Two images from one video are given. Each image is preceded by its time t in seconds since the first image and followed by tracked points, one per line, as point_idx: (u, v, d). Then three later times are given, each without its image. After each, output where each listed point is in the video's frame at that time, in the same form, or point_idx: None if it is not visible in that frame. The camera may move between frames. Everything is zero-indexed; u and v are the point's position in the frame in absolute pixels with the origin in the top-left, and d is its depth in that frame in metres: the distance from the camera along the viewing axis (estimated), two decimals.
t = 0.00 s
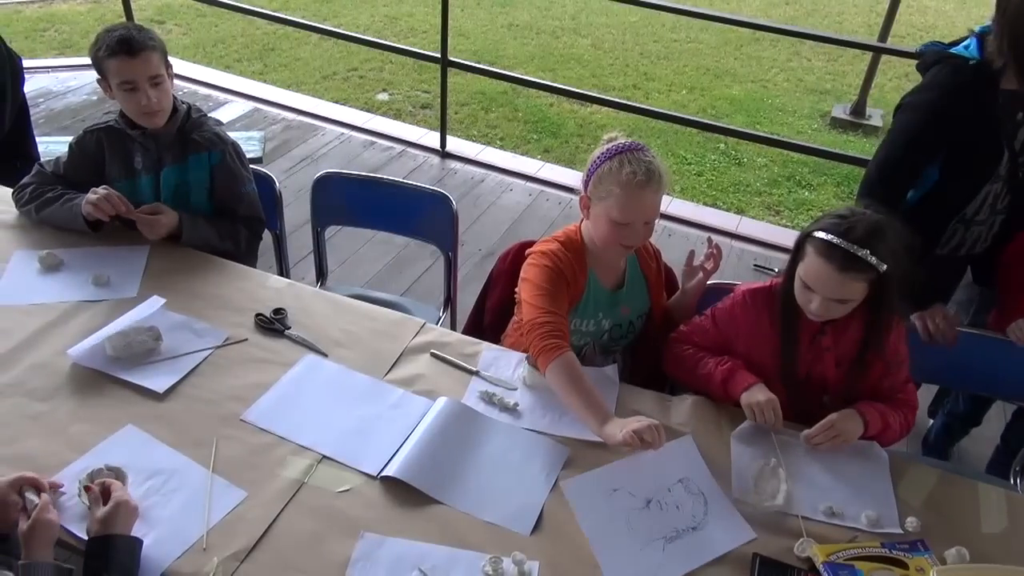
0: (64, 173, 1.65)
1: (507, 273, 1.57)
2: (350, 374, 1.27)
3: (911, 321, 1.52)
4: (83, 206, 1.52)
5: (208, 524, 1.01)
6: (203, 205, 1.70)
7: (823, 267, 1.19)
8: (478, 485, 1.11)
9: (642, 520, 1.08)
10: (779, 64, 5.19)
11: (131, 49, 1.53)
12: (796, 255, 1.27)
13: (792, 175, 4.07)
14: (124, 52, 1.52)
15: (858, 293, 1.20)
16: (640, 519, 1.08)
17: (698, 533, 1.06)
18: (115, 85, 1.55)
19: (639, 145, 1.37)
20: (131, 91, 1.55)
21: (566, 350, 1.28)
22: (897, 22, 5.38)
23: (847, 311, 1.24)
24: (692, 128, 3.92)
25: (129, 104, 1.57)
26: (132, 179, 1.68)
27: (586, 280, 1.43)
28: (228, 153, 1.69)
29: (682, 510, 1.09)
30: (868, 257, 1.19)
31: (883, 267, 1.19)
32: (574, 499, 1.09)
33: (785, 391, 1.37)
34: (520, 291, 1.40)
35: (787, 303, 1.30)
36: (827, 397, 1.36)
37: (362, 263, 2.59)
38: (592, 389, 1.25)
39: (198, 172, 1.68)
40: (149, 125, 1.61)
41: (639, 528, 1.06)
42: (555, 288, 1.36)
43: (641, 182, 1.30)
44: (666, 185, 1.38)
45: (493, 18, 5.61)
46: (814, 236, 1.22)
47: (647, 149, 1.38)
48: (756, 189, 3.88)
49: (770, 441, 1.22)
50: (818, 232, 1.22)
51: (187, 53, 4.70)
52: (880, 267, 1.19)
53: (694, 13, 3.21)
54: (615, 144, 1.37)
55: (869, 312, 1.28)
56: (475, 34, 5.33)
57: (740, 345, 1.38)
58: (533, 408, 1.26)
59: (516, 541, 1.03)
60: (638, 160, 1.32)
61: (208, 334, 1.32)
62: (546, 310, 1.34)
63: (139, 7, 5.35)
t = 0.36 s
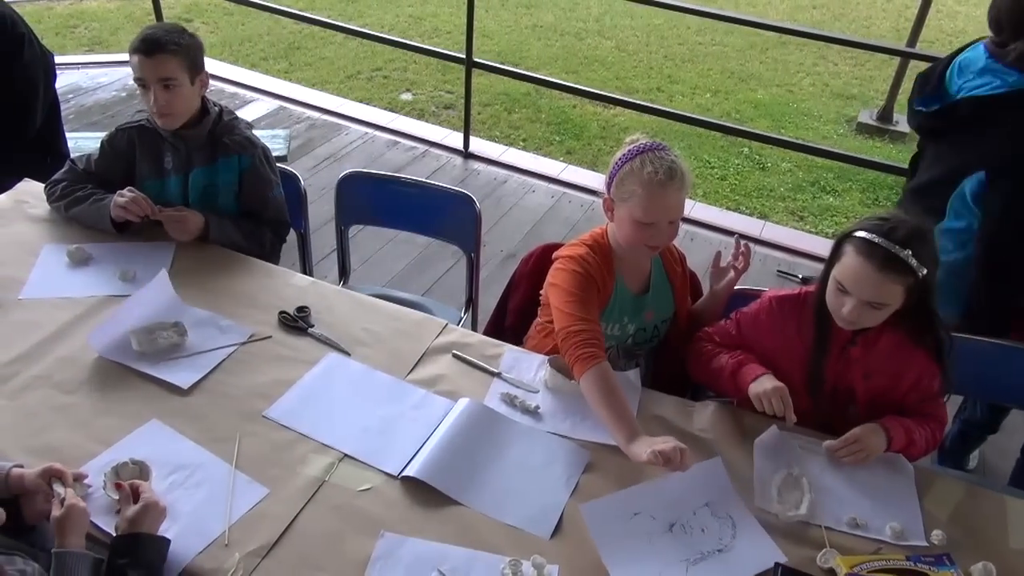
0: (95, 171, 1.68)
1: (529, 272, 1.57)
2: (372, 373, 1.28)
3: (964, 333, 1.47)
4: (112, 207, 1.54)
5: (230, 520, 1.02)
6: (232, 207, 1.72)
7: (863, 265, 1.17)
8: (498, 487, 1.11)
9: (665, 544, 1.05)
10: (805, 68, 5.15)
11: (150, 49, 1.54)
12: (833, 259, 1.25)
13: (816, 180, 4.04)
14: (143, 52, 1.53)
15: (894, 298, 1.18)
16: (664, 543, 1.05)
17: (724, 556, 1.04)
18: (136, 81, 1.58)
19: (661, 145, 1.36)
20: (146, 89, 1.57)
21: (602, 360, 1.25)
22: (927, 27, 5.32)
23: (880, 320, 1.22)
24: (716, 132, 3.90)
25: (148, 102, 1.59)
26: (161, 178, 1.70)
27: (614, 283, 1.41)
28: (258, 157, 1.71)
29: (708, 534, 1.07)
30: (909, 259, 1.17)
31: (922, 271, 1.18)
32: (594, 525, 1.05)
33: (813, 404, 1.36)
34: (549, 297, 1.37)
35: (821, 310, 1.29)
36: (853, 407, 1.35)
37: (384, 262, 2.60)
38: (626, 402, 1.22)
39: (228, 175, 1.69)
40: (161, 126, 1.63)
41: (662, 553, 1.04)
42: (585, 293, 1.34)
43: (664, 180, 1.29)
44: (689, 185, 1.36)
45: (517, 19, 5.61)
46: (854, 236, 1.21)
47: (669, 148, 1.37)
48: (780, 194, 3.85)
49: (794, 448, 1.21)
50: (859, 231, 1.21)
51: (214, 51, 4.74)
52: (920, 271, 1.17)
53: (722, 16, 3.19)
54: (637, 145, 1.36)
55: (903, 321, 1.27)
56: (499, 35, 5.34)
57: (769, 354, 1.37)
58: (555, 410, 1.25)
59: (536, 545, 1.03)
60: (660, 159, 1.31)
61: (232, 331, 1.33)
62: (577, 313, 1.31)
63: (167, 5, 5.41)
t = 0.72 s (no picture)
0: (127, 168, 1.71)
1: (556, 275, 1.57)
2: (394, 373, 1.28)
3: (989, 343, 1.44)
4: (142, 203, 1.56)
5: (253, 517, 1.02)
6: (260, 206, 1.72)
7: (896, 267, 1.15)
8: (519, 491, 1.10)
9: (699, 555, 1.03)
10: (833, 72, 5.09)
11: (186, 50, 1.56)
12: (860, 264, 1.22)
13: (843, 186, 3.99)
14: (179, 53, 1.56)
15: (923, 305, 1.15)
16: (697, 554, 1.03)
17: (760, 572, 1.02)
18: (170, 79, 1.60)
19: (695, 153, 1.34)
20: (180, 88, 1.59)
21: (640, 365, 1.24)
22: (958, 32, 5.25)
23: (905, 331, 1.19)
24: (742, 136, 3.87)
25: (181, 101, 1.61)
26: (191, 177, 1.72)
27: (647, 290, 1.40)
28: (287, 160, 1.71)
29: (743, 548, 1.05)
30: (943, 263, 1.16)
31: (954, 278, 1.16)
32: (632, 529, 1.05)
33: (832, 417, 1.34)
34: (583, 300, 1.35)
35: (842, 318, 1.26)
36: (868, 421, 1.33)
37: (406, 263, 2.60)
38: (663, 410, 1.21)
39: (257, 174, 1.70)
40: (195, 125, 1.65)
41: (698, 564, 1.02)
42: (621, 296, 1.32)
43: (698, 191, 1.28)
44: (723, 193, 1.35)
45: (543, 20, 5.61)
46: (886, 240, 1.19)
47: (703, 155, 1.36)
48: (805, 200, 3.81)
49: (819, 459, 1.20)
50: (890, 236, 1.20)
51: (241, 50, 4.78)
52: (954, 279, 1.16)
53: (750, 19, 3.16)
54: (671, 152, 1.35)
55: (925, 338, 1.25)
56: (524, 36, 5.33)
57: (787, 366, 1.36)
58: (577, 415, 1.25)
59: (556, 550, 1.02)
60: (694, 168, 1.30)
61: (257, 329, 1.34)
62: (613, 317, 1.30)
63: (196, 5, 5.47)
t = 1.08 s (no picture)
0: (156, 166, 1.72)
1: (578, 279, 1.57)
2: (415, 376, 1.28)
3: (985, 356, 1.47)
4: (167, 200, 1.57)
5: (274, 518, 1.03)
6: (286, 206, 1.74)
7: (915, 294, 1.12)
8: (540, 497, 1.10)
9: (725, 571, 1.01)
10: (859, 77, 5.04)
11: (214, 51, 1.57)
12: (876, 284, 1.19)
13: (868, 193, 3.95)
14: (207, 54, 1.56)
15: (940, 333, 1.13)
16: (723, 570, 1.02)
17: None
18: (198, 79, 1.61)
19: (728, 161, 1.34)
20: (208, 89, 1.60)
21: (663, 374, 1.23)
22: (987, 37, 5.17)
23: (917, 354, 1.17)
24: (766, 141, 3.84)
25: (209, 101, 1.62)
26: (218, 176, 1.73)
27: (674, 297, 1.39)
28: (314, 159, 1.72)
29: (769, 562, 1.03)
30: (965, 292, 1.12)
31: (973, 308, 1.13)
32: (654, 548, 1.03)
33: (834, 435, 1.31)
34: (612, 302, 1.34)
35: (849, 337, 1.23)
36: (868, 438, 1.30)
37: (428, 263, 2.61)
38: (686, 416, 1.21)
39: (284, 174, 1.71)
40: (224, 126, 1.66)
41: None
42: (652, 302, 1.31)
43: (729, 202, 1.27)
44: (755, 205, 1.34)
45: (566, 22, 5.60)
46: (908, 263, 1.15)
47: (736, 165, 1.35)
48: (830, 206, 3.77)
49: (843, 471, 1.18)
50: (910, 259, 1.15)
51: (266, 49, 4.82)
52: (974, 308, 1.13)
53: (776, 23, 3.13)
54: (704, 160, 1.34)
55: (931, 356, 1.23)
56: (547, 38, 5.32)
57: (786, 382, 1.33)
58: (599, 422, 1.24)
59: (577, 557, 1.01)
60: (728, 178, 1.29)
61: (281, 329, 1.34)
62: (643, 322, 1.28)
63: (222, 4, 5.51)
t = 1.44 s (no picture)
0: (175, 164, 1.73)
1: (597, 286, 1.56)
2: (436, 378, 1.28)
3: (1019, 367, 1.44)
4: (180, 200, 1.58)
5: (294, 517, 1.03)
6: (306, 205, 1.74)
7: (943, 315, 1.09)
8: (558, 502, 1.09)
9: None
10: (884, 82, 4.99)
11: (231, 87, 1.54)
12: (904, 302, 1.17)
13: (892, 199, 3.90)
14: (225, 91, 1.54)
15: (968, 354, 1.10)
16: None
17: None
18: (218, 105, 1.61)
19: (761, 177, 1.33)
20: (228, 117, 1.60)
21: (697, 393, 1.21)
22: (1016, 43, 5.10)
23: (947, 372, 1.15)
24: (789, 146, 3.81)
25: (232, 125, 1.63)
26: (238, 175, 1.74)
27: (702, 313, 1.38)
28: (334, 156, 1.73)
29: None
30: (993, 312, 1.09)
31: (1002, 328, 1.10)
32: (686, 565, 1.01)
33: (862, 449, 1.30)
34: (639, 316, 1.33)
35: (875, 351, 1.22)
36: (899, 451, 1.28)
37: (448, 264, 2.61)
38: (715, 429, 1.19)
39: (303, 173, 1.72)
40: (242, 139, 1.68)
41: None
42: (680, 316, 1.30)
43: (761, 217, 1.26)
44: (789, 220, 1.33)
45: (589, 24, 5.59)
46: (934, 282, 1.13)
47: (770, 180, 1.34)
48: (853, 212, 3.73)
49: (868, 482, 1.17)
50: (938, 277, 1.13)
51: (290, 48, 4.85)
52: (1004, 328, 1.10)
53: (801, 27, 3.11)
54: (737, 175, 1.33)
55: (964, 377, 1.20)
56: (569, 40, 5.32)
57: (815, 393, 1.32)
58: (620, 427, 1.23)
59: (596, 563, 1.01)
60: (760, 192, 1.28)
61: (302, 328, 1.35)
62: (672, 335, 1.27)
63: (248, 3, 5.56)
